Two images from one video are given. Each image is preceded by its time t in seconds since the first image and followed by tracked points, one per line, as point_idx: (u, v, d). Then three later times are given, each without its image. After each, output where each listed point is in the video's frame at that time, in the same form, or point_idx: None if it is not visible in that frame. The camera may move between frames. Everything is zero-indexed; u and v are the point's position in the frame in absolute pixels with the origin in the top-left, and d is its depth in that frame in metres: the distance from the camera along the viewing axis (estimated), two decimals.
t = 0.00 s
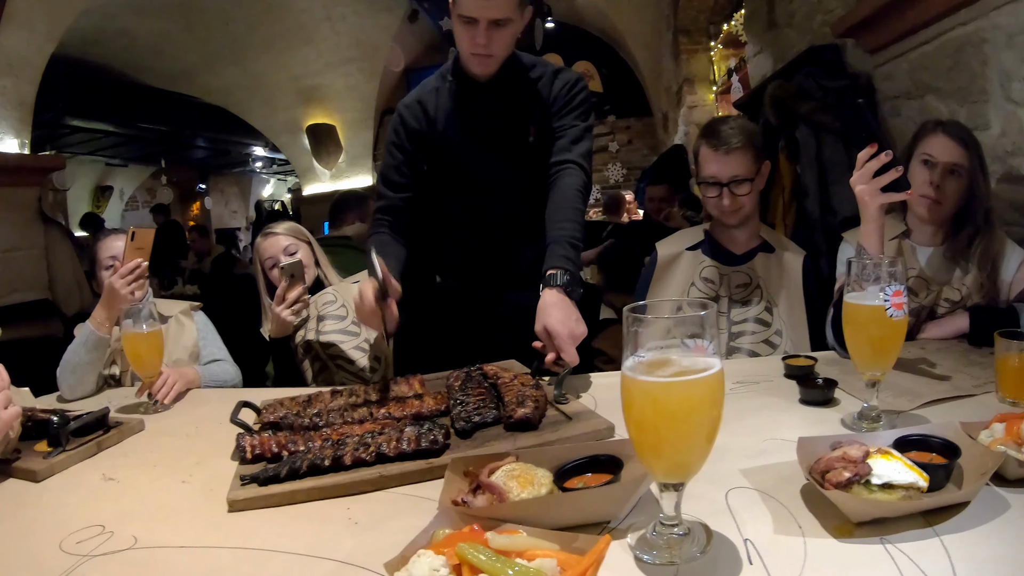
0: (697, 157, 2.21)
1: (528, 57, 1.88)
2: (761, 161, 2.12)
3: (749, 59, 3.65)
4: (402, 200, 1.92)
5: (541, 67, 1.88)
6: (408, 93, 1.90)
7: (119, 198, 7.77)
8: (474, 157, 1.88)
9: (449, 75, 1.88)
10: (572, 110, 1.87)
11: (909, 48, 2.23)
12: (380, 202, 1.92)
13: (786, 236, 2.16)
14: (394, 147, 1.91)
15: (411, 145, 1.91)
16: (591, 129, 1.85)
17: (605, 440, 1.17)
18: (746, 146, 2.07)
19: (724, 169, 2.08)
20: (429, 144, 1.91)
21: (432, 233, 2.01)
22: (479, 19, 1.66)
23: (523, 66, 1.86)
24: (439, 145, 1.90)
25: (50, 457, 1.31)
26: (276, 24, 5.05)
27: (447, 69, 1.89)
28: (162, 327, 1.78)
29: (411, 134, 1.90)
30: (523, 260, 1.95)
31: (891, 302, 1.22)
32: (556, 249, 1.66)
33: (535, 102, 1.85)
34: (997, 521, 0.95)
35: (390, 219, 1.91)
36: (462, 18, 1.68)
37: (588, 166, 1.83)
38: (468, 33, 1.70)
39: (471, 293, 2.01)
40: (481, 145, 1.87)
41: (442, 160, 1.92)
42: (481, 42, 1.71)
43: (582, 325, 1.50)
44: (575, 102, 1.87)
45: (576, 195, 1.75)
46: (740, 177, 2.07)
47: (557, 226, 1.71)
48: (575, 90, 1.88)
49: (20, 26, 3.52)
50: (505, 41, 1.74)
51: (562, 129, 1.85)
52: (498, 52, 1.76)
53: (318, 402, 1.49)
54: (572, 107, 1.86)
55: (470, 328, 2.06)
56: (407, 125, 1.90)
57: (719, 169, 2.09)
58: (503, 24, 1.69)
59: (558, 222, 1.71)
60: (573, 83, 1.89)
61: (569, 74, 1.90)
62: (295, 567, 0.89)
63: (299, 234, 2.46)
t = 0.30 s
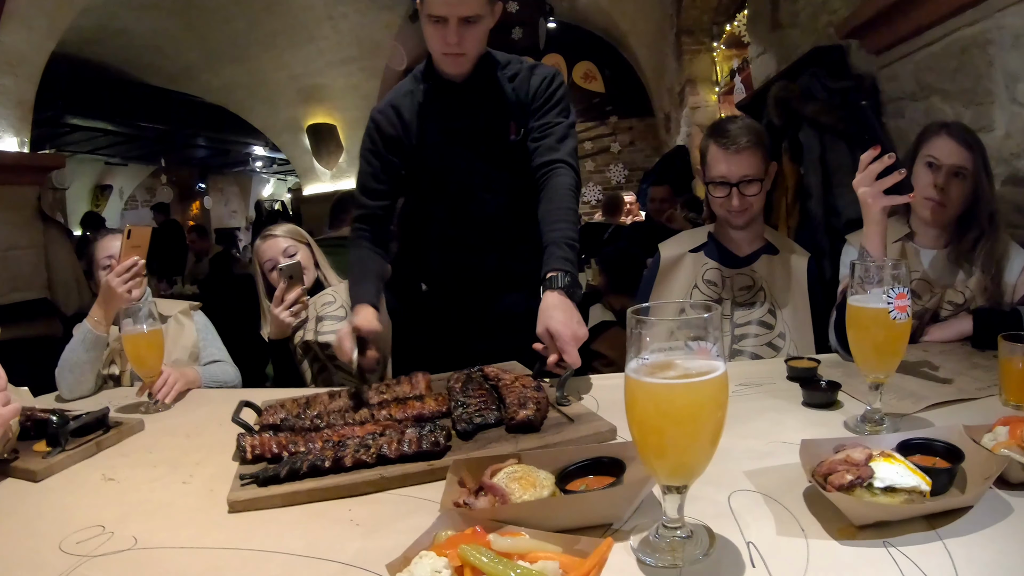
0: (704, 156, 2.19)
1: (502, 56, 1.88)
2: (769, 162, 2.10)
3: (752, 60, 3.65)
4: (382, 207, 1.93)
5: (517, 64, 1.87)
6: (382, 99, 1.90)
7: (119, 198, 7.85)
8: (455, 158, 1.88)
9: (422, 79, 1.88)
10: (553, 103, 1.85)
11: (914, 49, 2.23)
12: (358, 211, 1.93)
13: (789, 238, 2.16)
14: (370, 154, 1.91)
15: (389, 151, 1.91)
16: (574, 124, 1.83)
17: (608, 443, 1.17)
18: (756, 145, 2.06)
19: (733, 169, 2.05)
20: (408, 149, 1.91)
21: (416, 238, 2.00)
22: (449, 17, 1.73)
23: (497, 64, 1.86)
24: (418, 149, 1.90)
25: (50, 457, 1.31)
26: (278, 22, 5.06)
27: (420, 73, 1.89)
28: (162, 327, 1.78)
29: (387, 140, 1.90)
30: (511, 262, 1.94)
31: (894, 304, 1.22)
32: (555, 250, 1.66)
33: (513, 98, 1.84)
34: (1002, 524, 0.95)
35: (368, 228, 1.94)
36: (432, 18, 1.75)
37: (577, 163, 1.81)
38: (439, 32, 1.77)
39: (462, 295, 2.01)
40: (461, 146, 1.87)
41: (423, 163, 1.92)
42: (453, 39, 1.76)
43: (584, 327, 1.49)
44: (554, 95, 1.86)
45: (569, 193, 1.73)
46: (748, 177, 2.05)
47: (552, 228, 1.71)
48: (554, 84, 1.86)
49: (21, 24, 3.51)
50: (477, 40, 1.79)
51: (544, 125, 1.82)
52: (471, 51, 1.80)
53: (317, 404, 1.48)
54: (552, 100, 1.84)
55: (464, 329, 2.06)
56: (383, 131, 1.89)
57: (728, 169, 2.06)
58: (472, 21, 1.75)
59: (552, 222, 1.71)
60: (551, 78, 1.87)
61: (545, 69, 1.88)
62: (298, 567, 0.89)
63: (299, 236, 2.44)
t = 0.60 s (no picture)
0: (705, 154, 2.18)
1: (504, 55, 1.88)
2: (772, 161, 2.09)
3: (754, 59, 3.64)
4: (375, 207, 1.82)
5: (519, 62, 1.88)
6: (384, 101, 1.87)
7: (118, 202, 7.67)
8: (459, 159, 1.85)
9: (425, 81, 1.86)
10: (556, 102, 1.85)
11: (916, 47, 2.22)
12: (351, 207, 1.80)
13: (791, 237, 2.16)
14: (370, 153, 1.85)
15: (390, 150, 1.86)
16: (577, 122, 1.84)
17: (610, 444, 1.16)
18: (758, 143, 2.05)
19: (734, 167, 2.05)
20: (409, 149, 1.88)
21: (420, 242, 1.98)
22: (451, 19, 1.66)
23: (499, 63, 1.86)
24: (420, 149, 1.88)
25: (49, 462, 1.31)
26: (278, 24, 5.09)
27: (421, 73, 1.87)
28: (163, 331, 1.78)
29: (389, 139, 1.85)
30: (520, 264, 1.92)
31: (897, 303, 1.21)
32: (554, 253, 1.66)
33: (517, 97, 1.84)
34: (1005, 524, 0.94)
35: (357, 226, 1.77)
36: (432, 22, 1.70)
37: (581, 162, 1.82)
38: (439, 35, 1.71)
39: (462, 298, 1.98)
40: (463, 148, 1.85)
41: (424, 164, 1.89)
42: (453, 43, 1.71)
43: (585, 330, 1.49)
44: (558, 93, 1.87)
45: (572, 193, 1.74)
46: (750, 176, 2.05)
47: (556, 230, 1.70)
48: (557, 82, 1.87)
49: (20, 28, 3.52)
50: (479, 42, 1.75)
51: (549, 123, 1.83)
52: (473, 52, 1.76)
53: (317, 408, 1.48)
54: (556, 98, 1.85)
55: (463, 334, 2.02)
56: (384, 130, 1.85)
57: (731, 167, 2.06)
58: (474, 23, 1.70)
59: (556, 224, 1.70)
60: (554, 74, 1.89)
61: (549, 67, 1.89)
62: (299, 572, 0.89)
63: (300, 239, 2.45)
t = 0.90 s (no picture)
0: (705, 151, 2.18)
1: (542, 54, 1.88)
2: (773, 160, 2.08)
3: (756, 57, 3.63)
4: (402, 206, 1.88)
5: (556, 61, 1.88)
6: (419, 94, 1.87)
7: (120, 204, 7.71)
8: (489, 158, 1.85)
9: (463, 75, 1.85)
10: (589, 104, 1.87)
11: (919, 45, 2.21)
12: (377, 211, 1.89)
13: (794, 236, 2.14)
14: (401, 151, 1.88)
15: (421, 148, 1.88)
16: (608, 125, 1.84)
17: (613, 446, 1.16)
18: (756, 140, 2.05)
19: (732, 164, 2.05)
20: (440, 147, 1.89)
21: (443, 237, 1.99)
22: (503, 15, 1.63)
23: (538, 62, 1.86)
24: (451, 147, 1.89)
25: (50, 465, 1.31)
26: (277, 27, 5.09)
27: (459, 69, 1.86)
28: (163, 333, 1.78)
29: (422, 137, 1.87)
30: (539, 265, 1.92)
31: (900, 303, 1.20)
32: (571, 253, 1.65)
33: (552, 98, 1.85)
34: (1009, 525, 0.93)
35: (381, 229, 1.87)
36: (481, 16, 1.66)
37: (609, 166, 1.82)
38: (488, 30, 1.68)
39: (478, 298, 1.98)
40: (495, 145, 1.85)
41: (454, 162, 1.90)
42: (503, 40, 1.69)
43: (590, 333, 1.48)
44: (592, 94, 1.88)
45: (598, 196, 1.76)
46: (747, 173, 2.04)
47: (574, 232, 1.70)
48: (592, 83, 1.89)
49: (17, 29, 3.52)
50: (525, 40, 1.73)
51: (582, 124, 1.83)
52: (519, 49, 1.74)
53: (318, 410, 1.47)
54: (589, 100, 1.87)
55: (476, 334, 2.02)
56: (418, 127, 1.86)
57: (727, 163, 2.06)
58: (525, 20, 1.67)
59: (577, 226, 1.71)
60: (589, 75, 1.90)
61: (584, 68, 1.91)
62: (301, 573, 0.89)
63: (302, 240, 2.45)
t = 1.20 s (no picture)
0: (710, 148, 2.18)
1: (571, 51, 1.83)
2: (778, 159, 2.07)
3: (759, 56, 3.62)
4: (420, 192, 1.77)
5: (584, 59, 1.84)
6: (447, 85, 1.81)
7: (117, 201, 7.68)
8: (513, 154, 1.82)
9: (492, 67, 1.80)
10: (611, 105, 1.85)
11: (925, 44, 2.20)
12: (396, 187, 1.76)
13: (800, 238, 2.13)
14: (425, 137, 1.80)
15: (446, 139, 1.82)
16: (630, 128, 1.84)
17: (614, 447, 1.14)
18: (760, 137, 2.03)
19: (735, 161, 2.04)
20: (464, 139, 1.84)
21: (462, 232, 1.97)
22: (532, 14, 1.58)
23: (567, 58, 1.81)
24: (475, 140, 1.84)
25: (45, 467, 1.30)
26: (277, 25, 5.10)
27: (488, 61, 1.81)
28: (160, 332, 1.78)
29: (447, 127, 1.81)
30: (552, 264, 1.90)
31: (905, 304, 1.19)
32: (581, 253, 1.64)
33: (579, 97, 1.81)
34: (1013, 527, 0.93)
35: (399, 211, 1.72)
36: (512, 13, 1.61)
37: (627, 168, 1.83)
38: (517, 28, 1.62)
39: (490, 295, 1.97)
40: (519, 141, 1.82)
41: (477, 155, 1.86)
42: (532, 39, 1.63)
43: (595, 333, 1.46)
44: (616, 96, 1.86)
45: (614, 198, 1.77)
46: (749, 171, 2.03)
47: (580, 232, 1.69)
48: (618, 84, 1.86)
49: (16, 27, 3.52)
50: (554, 38, 1.67)
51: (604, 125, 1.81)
52: (548, 47, 1.68)
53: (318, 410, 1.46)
54: (612, 102, 1.84)
55: (484, 330, 2.02)
56: (444, 116, 1.80)
57: (730, 161, 2.05)
58: (553, 19, 1.61)
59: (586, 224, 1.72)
60: (616, 75, 1.87)
61: (611, 68, 1.87)
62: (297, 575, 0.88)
63: (302, 237, 2.43)
